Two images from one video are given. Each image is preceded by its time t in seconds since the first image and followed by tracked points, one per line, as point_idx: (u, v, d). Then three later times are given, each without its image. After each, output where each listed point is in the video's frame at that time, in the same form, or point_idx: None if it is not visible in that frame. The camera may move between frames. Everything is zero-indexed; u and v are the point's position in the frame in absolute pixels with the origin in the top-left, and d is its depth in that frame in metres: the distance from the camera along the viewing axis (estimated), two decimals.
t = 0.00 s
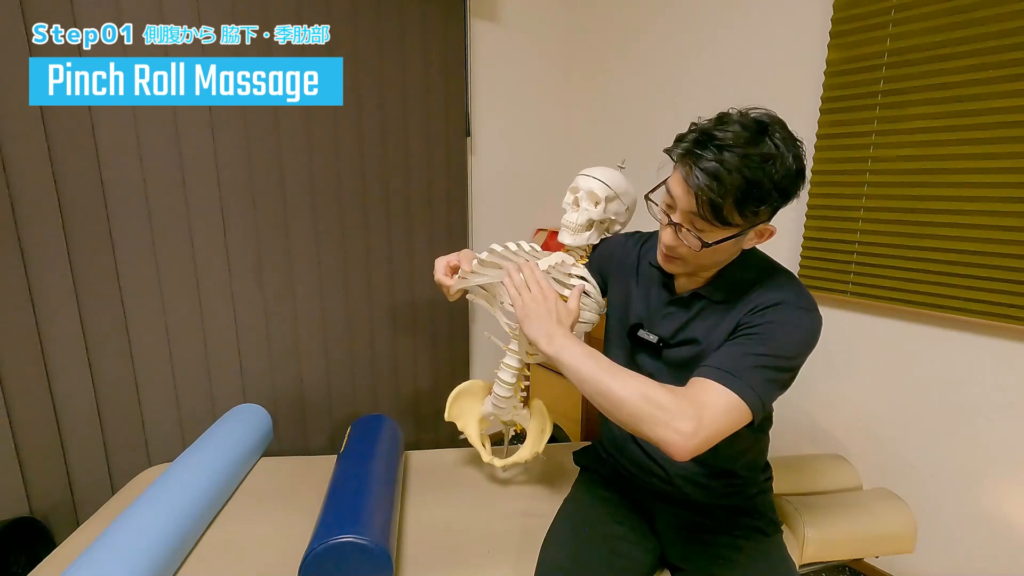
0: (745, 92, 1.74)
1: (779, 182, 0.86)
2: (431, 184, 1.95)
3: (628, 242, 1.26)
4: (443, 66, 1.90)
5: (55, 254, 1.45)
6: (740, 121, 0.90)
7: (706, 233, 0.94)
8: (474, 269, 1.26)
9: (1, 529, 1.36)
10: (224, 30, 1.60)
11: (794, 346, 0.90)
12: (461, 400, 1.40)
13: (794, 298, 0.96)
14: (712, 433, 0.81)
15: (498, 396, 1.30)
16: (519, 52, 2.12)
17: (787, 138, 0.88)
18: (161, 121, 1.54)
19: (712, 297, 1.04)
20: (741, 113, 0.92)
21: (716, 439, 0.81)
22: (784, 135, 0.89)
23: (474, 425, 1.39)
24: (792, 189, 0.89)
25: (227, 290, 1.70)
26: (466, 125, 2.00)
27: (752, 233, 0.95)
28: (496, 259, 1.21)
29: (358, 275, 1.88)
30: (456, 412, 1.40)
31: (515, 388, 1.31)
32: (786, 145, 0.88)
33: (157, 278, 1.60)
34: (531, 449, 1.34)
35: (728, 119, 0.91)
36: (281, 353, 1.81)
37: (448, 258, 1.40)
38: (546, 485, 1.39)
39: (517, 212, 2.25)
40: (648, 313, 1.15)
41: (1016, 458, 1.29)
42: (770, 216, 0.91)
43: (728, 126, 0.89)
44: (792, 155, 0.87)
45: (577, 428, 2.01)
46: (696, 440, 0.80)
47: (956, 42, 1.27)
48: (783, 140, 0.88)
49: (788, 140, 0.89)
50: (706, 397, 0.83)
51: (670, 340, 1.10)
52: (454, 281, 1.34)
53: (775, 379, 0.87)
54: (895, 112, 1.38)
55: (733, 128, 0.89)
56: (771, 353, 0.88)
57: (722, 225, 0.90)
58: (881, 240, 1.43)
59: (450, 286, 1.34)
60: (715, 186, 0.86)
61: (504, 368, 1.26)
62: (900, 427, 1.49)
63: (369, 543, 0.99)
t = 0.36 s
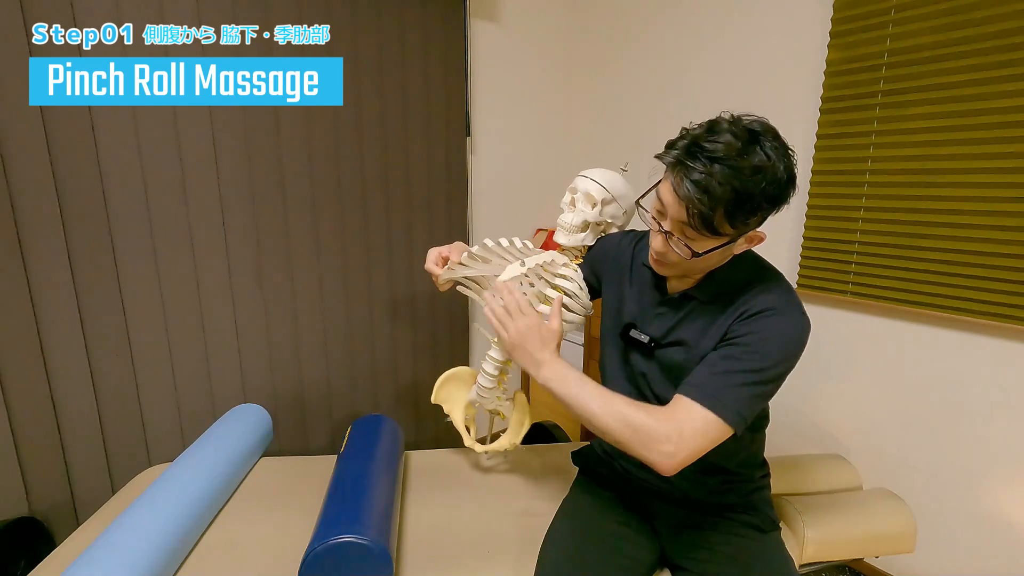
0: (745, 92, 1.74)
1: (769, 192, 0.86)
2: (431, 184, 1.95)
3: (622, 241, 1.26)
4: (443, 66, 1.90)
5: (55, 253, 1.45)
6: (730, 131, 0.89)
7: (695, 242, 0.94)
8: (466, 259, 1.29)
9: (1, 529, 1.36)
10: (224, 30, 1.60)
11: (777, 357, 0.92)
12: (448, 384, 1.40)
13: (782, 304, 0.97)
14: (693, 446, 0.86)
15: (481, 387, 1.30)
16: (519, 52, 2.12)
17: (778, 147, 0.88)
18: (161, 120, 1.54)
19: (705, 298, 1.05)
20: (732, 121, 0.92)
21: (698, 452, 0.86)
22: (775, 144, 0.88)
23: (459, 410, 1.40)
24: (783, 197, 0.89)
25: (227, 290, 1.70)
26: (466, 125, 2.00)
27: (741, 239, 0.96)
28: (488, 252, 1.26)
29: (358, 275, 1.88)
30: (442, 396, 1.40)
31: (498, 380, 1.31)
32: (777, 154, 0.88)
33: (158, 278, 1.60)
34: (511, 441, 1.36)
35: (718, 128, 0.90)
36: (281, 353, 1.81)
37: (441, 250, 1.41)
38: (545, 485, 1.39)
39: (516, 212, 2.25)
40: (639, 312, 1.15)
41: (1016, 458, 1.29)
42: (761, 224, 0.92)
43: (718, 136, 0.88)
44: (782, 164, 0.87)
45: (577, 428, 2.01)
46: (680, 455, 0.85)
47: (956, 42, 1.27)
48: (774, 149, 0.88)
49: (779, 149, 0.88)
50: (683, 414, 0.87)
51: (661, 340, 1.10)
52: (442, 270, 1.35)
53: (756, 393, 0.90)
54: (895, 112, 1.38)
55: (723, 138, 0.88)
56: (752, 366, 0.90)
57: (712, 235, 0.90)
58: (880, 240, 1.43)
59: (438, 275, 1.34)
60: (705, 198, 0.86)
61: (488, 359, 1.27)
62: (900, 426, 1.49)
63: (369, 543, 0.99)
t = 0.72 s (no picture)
0: (745, 92, 1.74)
1: (761, 198, 0.86)
2: (431, 184, 1.95)
3: (621, 242, 1.26)
4: (443, 66, 1.90)
5: (55, 253, 1.45)
6: (720, 138, 0.89)
7: (691, 248, 0.94)
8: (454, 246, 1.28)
9: (1, 529, 1.36)
10: (224, 30, 1.60)
11: (773, 365, 0.95)
12: (440, 387, 1.38)
13: (784, 311, 0.96)
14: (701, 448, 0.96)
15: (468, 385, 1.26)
16: (519, 52, 2.12)
17: (769, 152, 0.88)
18: (161, 120, 1.54)
19: (704, 301, 1.05)
20: (722, 127, 0.91)
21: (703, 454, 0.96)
22: (765, 149, 0.88)
23: (449, 414, 1.37)
24: (776, 201, 0.89)
25: (227, 290, 1.70)
26: (465, 125, 2.00)
27: (738, 243, 0.95)
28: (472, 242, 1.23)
29: (358, 275, 1.88)
30: (434, 399, 1.38)
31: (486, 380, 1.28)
32: (768, 158, 0.88)
33: (158, 278, 1.60)
34: (498, 449, 1.30)
35: (708, 135, 0.90)
36: (281, 353, 1.81)
37: (435, 242, 1.40)
38: (545, 485, 1.39)
39: (516, 212, 2.25)
40: (639, 314, 1.14)
41: (1017, 458, 1.29)
42: (756, 228, 0.91)
43: (707, 144, 0.88)
44: (774, 169, 0.87)
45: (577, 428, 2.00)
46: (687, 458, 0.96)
47: (955, 42, 1.27)
48: (765, 154, 0.88)
49: (770, 153, 0.88)
50: (687, 425, 0.96)
51: (660, 342, 1.10)
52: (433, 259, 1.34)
53: (749, 401, 0.95)
54: (894, 112, 1.38)
55: (713, 147, 0.88)
56: (746, 377, 0.95)
57: (707, 242, 0.90)
58: (880, 240, 1.43)
59: (429, 264, 1.34)
60: (696, 207, 0.86)
61: (475, 354, 1.23)
62: (900, 426, 1.49)
63: (369, 543, 0.99)
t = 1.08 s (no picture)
0: (745, 92, 1.75)
1: (768, 203, 0.86)
2: (431, 185, 1.96)
3: (626, 242, 1.25)
4: (443, 66, 1.90)
5: (55, 254, 1.45)
6: (729, 142, 0.89)
7: (696, 251, 0.94)
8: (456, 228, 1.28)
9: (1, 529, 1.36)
10: (224, 30, 1.60)
11: (779, 366, 0.95)
12: (428, 382, 1.38)
13: (788, 310, 0.96)
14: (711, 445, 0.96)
15: (458, 375, 1.25)
16: (519, 52, 2.12)
17: (778, 157, 0.87)
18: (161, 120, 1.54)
19: (707, 302, 1.05)
20: (731, 131, 0.91)
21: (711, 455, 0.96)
22: (774, 154, 0.88)
23: (435, 411, 1.34)
24: (783, 206, 0.89)
25: (228, 290, 1.70)
26: (466, 125, 2.00)
27: (743, 248, 0.95)
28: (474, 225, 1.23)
29: (358, 275, 1.88)
30: (421, 394, 1.37)
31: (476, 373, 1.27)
32: (776, 164, 0.87)
33: (158, 278, 1.60)
34: (481, 446, 1.25)
35: (717, 139, 0.90)
36: (281, 353, 1.81)
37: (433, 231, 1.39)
38: (546, 485, 1.40)
39: (516, 212, 2.25)
40: (644, 315, 1.14)
41: (1017, 458, 1.29)
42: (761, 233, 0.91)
43: (715, 148, 0.88)
44: (782, 174, 0.86)
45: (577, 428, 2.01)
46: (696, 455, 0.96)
47: (955, 42, 1.27)
48: (773, 159, 0.87)
49: (778, 158, 0.88)
50: (694, 426, 0.96)
51: (665, 343, 1.10)
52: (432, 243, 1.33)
53: (755, 402, 0.95)
54: (895, 112, 1.38)
55: (721, 150, 0.88)
56: (751, 378, 0.95)
57: (712, 245, 0.90)
58: (881, 240, 1.43)
59: (428, 249, 1.34)
60: (703, 210, 0.86)
61: (468, 340, 1.21)
62: (900, 426, 1.49)
63: (369, 543, 0.99)
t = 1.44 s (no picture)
0: (746, 92, 1.75)
1: (772, 200, 0.86)
2: (431, 185, 1.95)
3: (630, 242, 1.26)
4: (443, 66, 1.90)
5: (55, 253, 1.45)
6: (734, 138, 0.89)
7: (700, 247, 0.94)
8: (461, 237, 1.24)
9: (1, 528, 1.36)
10: (224, 30, 1.60)
11: (781, 368, 0.95)
12: (439, 390, 1.37)
13: (792, 312, 0.96)
14: (706, 444, 0.96)
15: (469, 384, 1.24)
16: (519, 53, 2.12)
17: (783, 155, 0.87)
18: (161, 120, 1.54)
19: (711, 302, 1.05)
20: (737, 127, 0.91)
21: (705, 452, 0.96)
22: (780, 152, 0.88)
23: (446, 418, 1.34)
24: (787, 204, 0.89)
25: (227, 291, 1.70)
26: (465, 125, 2.00)
27: (747, 245, 0.95)
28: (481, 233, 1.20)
29: (358, 275, 1.88)
30: (432, 403, 1.36)
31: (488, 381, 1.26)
32: (781, 161, 0.87)
33: (158, 278, 1.61)
34: (497, 452, 1.26)
35: (722, 135, 0.90)
36: (281, 353, 1.81)
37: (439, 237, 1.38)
38: (546, 485, 1.40)
39: (516, 212, 2.25)
40: (647, 315, 1.15)
41: (1016, 459, 1.29)
42: (765, 230, 0.91)
43: (721, 144, 0.88)
44: (786, 172, 0.86)
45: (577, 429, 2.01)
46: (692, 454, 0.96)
47: (955, 42, 1.27)
48: (778, 156, 0.87)
49: (783, 156, 0.88)
50: (689, 425, 0.95)
51: (669, 343, 1.10)
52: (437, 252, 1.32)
53: (755, 403, 0.95)
54: (895, 112, 1.38)
55: (727, 146, 0.88)
56: (753, 380, 0.95)
57: (715, 241, 0.90)
58: (881, 240, 1.43)
59: (433, 257, 1.33)
60: (707, 205, 0.86)
61: (478, 349, 1.22)
62: (899, 426, 1.49)
63: (369, 543, 0.99)
